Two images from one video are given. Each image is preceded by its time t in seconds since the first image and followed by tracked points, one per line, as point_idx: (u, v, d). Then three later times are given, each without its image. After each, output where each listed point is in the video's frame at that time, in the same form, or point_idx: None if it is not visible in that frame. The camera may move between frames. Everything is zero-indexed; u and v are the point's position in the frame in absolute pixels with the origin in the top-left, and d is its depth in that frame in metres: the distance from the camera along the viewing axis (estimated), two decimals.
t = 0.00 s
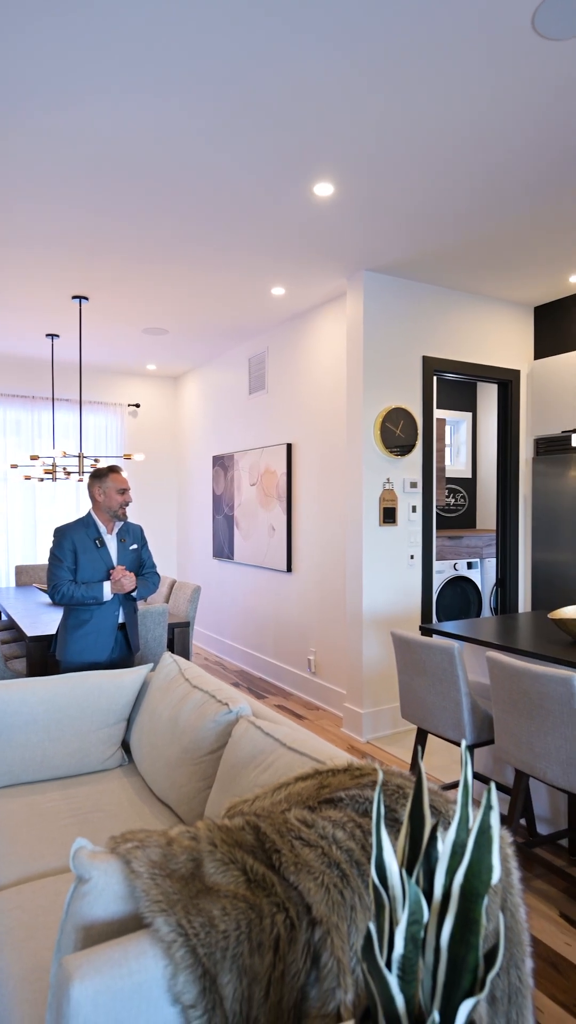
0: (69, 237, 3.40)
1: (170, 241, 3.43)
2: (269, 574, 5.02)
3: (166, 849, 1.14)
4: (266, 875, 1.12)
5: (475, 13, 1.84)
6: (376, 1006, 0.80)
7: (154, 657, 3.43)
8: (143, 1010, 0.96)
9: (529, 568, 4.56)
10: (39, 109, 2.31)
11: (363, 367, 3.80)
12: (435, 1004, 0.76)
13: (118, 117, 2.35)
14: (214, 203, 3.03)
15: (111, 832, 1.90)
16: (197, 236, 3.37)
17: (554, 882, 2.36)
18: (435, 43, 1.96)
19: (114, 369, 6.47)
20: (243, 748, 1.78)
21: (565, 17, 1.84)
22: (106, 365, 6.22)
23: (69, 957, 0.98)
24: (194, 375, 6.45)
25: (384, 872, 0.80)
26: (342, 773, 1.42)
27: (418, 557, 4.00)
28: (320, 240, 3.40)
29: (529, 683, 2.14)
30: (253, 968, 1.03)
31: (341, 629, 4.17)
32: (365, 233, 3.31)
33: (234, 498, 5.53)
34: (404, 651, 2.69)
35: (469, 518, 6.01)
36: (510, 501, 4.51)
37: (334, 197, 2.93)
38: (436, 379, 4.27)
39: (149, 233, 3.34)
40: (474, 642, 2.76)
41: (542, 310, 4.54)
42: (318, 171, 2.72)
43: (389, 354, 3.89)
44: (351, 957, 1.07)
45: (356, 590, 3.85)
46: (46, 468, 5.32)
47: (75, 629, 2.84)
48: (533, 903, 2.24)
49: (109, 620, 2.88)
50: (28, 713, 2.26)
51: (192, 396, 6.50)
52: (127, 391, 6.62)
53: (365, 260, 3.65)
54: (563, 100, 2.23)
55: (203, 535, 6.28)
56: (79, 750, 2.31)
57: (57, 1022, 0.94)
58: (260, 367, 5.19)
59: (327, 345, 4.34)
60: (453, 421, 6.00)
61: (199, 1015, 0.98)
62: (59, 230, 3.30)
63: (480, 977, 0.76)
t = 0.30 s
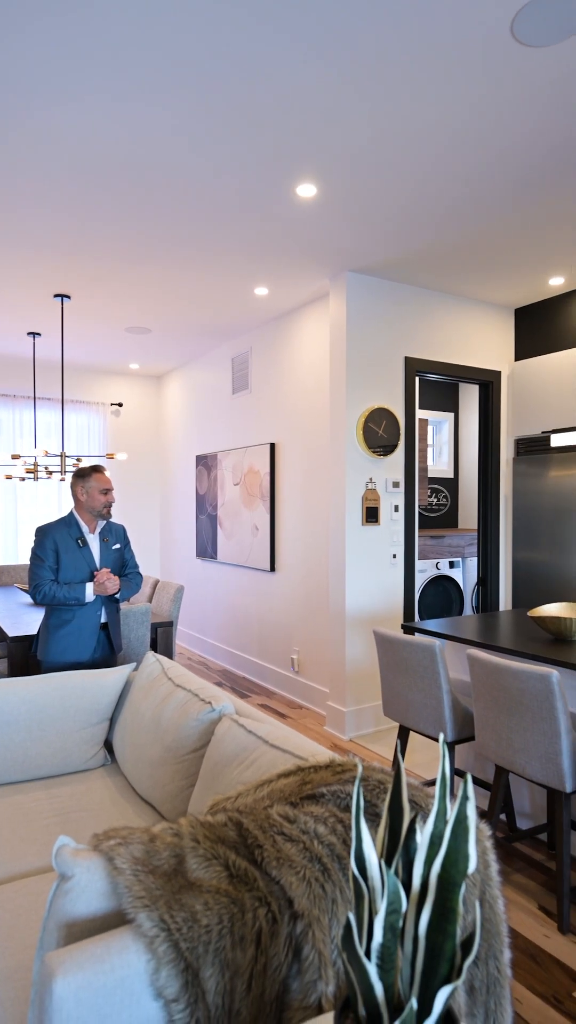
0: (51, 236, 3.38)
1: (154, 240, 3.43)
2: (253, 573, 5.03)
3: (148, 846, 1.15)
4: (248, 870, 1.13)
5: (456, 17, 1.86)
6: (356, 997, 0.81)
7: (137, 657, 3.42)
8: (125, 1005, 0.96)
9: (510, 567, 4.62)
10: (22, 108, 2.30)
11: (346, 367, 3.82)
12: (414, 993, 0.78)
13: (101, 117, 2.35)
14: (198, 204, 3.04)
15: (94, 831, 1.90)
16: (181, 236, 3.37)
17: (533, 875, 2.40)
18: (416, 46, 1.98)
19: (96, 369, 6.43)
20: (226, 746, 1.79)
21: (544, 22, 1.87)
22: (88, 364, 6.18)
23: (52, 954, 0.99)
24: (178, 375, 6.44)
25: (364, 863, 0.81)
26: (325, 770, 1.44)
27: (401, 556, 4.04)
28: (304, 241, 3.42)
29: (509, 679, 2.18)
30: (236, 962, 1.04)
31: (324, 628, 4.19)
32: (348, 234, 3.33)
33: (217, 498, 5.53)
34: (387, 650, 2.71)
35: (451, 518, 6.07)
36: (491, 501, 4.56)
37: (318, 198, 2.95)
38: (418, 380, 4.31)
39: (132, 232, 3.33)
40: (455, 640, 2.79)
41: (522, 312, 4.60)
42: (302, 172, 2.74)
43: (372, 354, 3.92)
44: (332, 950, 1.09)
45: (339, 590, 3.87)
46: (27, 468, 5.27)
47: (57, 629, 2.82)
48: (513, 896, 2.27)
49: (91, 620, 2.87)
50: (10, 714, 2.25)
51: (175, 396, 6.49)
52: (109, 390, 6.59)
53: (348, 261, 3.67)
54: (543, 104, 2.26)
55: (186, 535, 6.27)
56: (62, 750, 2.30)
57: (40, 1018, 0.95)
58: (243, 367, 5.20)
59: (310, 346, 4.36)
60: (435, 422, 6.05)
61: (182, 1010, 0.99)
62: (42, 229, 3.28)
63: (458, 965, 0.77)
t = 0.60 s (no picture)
0: (33, 234, 3.36)
1: (137, 239, 3.42)
2: (237, 573, 5.03)
3: (130, 843, 1.16)
4: (230, 867, 1.14)
5: (437, 21, 1.88)
6: (336, 989, 0.82)
7: (120, 657, 3.41)
8: (107, 1001, 0.97)
9: (492, 567, 4.66)
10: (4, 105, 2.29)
11: (330, 366, 3.84)
12: (392, 983, 0.79)
13: (84, 116, 2.35)
14: (181, 203, 3.03)
15: (77, 831, 1.89)
16: (164, 236, 3.37)
17: (514, 870, 2.42)
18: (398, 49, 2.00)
19: (80, 368, 6.40)
20: (209, 744, 1.80)
21: (523, 26, 1.89)
22: (71, 363, 6.14)
23: (33, 952, 0.99)
24: (162, 374, 6.42)
25: (343, 856, 0.82)
26: (307, 767, 1.45)
27: (384, 555, 4.06)
28: (288, 241, 3.43)
29: (489, 676, 2.20)
30: (218, 957, 1.04)
31: (307, 627, 4.21)
32: (332, 235, 3.35)
33: (201, 498, 5.52)
34: (370, 648, 2.73)
35: (434, 518, 6.11)
36: (473, 501, 4.60)
37: (301, 199, 2.96)
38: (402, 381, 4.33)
39: (115, 231, 3.32)
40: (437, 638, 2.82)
41: (504, 314, 4.64)
42: (285, 172, 2.75)
43: (355, 355, 3.93)
44: (313, 945, 1.10)
45: (322, 589, 3.89)
46: (9, 468, 5.23)
47: (35, 630, 2.83)
48: (494, 891, 2.30)
49: (69, 620, 2.85)
50: None
51: (159, 396, 6.47)
52: (93, 390, 6.55)
53: (332, 261, 3.69)
54: (522, 107, 2.29)
55: (170, 535, 6.25)
56: (43, 751, 2.29)
57: (22, 1016, 0.95)
58: (227, 367, 5.19)
59: (294, 345, 4.37)
60: (418, 422, 6.08)
61: (164, 1006, 0.99)
62: (23, 227, 3.26)
63: (435, 955, 0.79)
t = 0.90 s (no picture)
0: (15, 233, 3.33)
1: (121, 238, 3.40)
2: (222, 573, 5.02)
3: (110, 843, 1.16)
4: (210, 865, 1.14)
5: (417, 23, 1.90)
6: (313, 984, 0.82)
7: (104, 657, 3.40)
8: (86, 1000, 0.96)
9: (476, 566, 4.70)
10: None
11: (315, 366, 3.85)
12: (369, 977, 0.80)
13: (67, 114, 2.33)
14: (165, 203, 3.03)
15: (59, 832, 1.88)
16: (149, 235, 3.36)
17: (496, 866, 2.44)
18: (380, 50, 2.01)
19: (63, 367, 6.35)
20: (192, 744, 1.80)
21: (503, 28, 1.91)
22: (55, 362, 6.10)
23: (11, 952, 0.98)
24: (147, 373, 6.39)
25: (320, 852, 0.83)
26: (289, 764, 1.46)
27: (368, 555, 4.08)
28: (272, 241, 3.43)
29: (471, 674, 2.22)
30: (197, 955, 1.05)
31: (292, 627, 4.21)
32: (317, 235, 3.35)
33: (186, 498, 5.52)
34: (353, 647, 2.74)
35: (419, 518, 6.14)
36: (457, 501, 4.63)
37: (285, 199, 2.97)
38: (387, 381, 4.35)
39: (99, 231, 3.31)
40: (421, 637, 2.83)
41: (487, 315, 4.68)
42: (269, 172, 2.75)
43: (339, 355, 3.94)
44: (293, 941, 1.10)
45: (307, 589, 3.90)
46: None
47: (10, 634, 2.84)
48: (476, 888, 2.32)
49: (49, 621, 2.85)
50: None
51: (144, 395, 6.45)
52: (77, 389, 6.51)
53: (317, 262, 3.70)
54: (503, 110, 2.31)
55: (155, 535, 6.23)
56: (25, 751, 2.28)
57: None
58: (212, 367, 5.19)
59: (279, 345, 4.37)
60: (404, 422, 6.11)
61: (143, 1005, 0.99)
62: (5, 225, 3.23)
63: (411, 948, 0.79)
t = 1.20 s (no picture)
0: None
1: (105, 237, 3.39)
2: (208, 573, 5.02)
3: (91, 843, 1.16)
4: (191, 863, 1.14)
5: (399, 25, 1.91)
6: (291, 979, 0.83)
7: (88, 657, 3.38)
8: (66, 999, 0.96)
9: (460, 565, 4.73)
10: None
11: (300, 366, 3.86)
12: (346, 972, 0.80)
13: (49, 112, 2.32)
14: (149, 202, 3.02)
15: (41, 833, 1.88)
16: (133, 234, 3.35)
17: (478, 863, 2.47)
18: (362, 52, 2.02)
19: (48, 366, 6.31)
20: (175, 743, 1.80)
21: (483, 32, 1.93)
22: (40, 361, 6.06)
23: None
24: (132, 373, 6.37)
25: (298, 848, 0.83)
26: (271, 763, 1.47)
27: (354, 554, 4.09)
28: (257, 241, 3.43)
29: (453, 673, 2.24)
30: (178, 953, 1.05)
31: (278, 626, 4.22)
32: (301, 235, 3.36)
33: (172, 497, 5.50)
34: (338, 646, 2.75)
35: (405, 518, 6.17)
36: (442, 501, 4.66)
37: (269, 199, 2.97)
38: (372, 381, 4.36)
39: (82, 230, 3.29)
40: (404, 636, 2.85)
41: (472, 316, 4.71)
42: (253, 173, 2.76)
43: (324, 354, 3.95)
44: (274, 938, 1.11)
45: (292, 589, 3.90)
46: None
47: None
48: (458, 885, 2.34)
49: (28, 621, 2.84)
50: None
51: (129, 395, 6.43)
52: (62, 389, 6.48)
53: (302, 262, 3.71)
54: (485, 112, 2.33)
55: (141, 535, 6.21)
56: (7, 752, 2.26)
57: None
58: (198, 367, 5.18)
59: (265, 345, 4.38)
60: (389, 422, 6.13)
61: (123, 1003, 0.99)
62: None
63: (388, 943, 0.80)
